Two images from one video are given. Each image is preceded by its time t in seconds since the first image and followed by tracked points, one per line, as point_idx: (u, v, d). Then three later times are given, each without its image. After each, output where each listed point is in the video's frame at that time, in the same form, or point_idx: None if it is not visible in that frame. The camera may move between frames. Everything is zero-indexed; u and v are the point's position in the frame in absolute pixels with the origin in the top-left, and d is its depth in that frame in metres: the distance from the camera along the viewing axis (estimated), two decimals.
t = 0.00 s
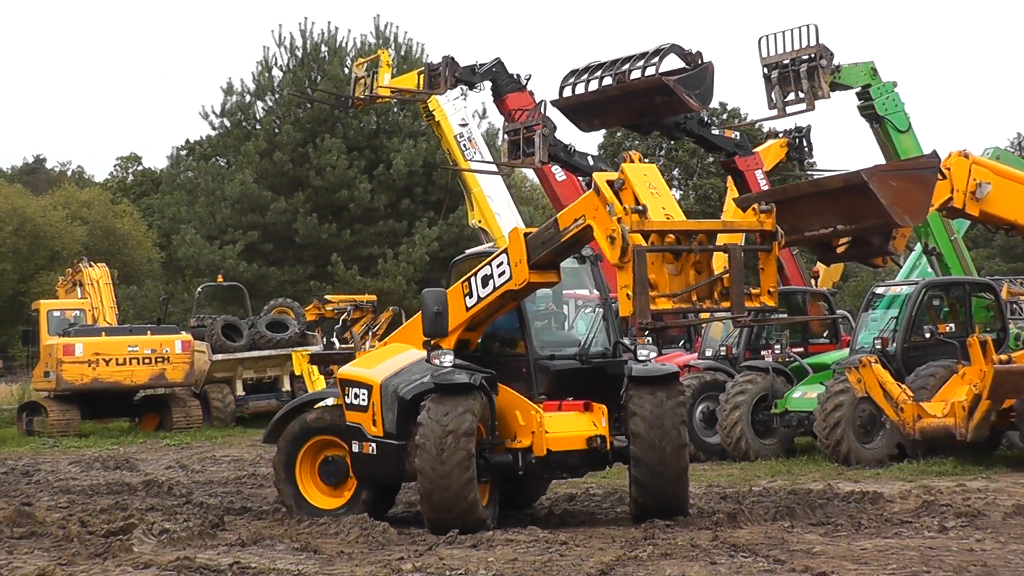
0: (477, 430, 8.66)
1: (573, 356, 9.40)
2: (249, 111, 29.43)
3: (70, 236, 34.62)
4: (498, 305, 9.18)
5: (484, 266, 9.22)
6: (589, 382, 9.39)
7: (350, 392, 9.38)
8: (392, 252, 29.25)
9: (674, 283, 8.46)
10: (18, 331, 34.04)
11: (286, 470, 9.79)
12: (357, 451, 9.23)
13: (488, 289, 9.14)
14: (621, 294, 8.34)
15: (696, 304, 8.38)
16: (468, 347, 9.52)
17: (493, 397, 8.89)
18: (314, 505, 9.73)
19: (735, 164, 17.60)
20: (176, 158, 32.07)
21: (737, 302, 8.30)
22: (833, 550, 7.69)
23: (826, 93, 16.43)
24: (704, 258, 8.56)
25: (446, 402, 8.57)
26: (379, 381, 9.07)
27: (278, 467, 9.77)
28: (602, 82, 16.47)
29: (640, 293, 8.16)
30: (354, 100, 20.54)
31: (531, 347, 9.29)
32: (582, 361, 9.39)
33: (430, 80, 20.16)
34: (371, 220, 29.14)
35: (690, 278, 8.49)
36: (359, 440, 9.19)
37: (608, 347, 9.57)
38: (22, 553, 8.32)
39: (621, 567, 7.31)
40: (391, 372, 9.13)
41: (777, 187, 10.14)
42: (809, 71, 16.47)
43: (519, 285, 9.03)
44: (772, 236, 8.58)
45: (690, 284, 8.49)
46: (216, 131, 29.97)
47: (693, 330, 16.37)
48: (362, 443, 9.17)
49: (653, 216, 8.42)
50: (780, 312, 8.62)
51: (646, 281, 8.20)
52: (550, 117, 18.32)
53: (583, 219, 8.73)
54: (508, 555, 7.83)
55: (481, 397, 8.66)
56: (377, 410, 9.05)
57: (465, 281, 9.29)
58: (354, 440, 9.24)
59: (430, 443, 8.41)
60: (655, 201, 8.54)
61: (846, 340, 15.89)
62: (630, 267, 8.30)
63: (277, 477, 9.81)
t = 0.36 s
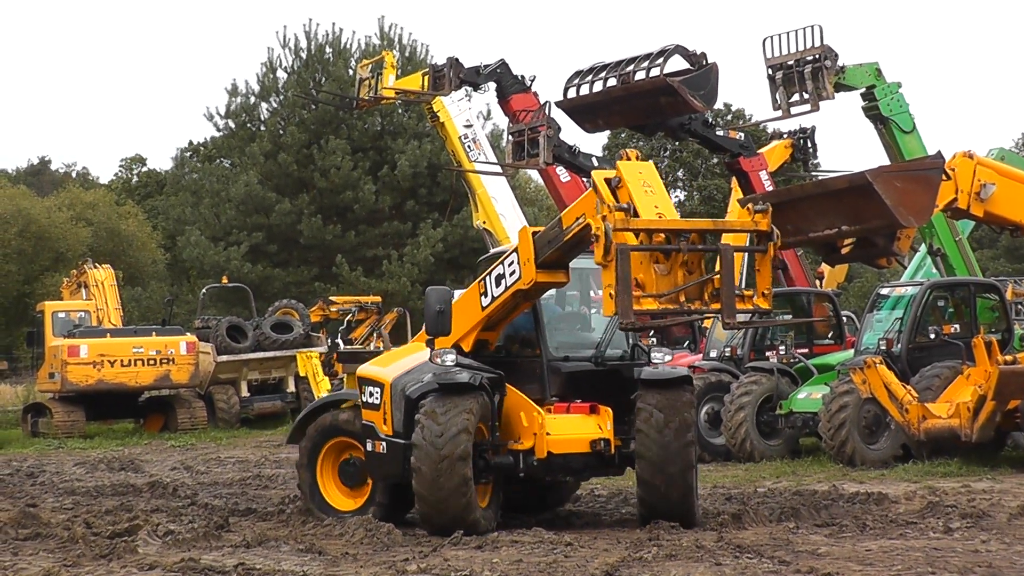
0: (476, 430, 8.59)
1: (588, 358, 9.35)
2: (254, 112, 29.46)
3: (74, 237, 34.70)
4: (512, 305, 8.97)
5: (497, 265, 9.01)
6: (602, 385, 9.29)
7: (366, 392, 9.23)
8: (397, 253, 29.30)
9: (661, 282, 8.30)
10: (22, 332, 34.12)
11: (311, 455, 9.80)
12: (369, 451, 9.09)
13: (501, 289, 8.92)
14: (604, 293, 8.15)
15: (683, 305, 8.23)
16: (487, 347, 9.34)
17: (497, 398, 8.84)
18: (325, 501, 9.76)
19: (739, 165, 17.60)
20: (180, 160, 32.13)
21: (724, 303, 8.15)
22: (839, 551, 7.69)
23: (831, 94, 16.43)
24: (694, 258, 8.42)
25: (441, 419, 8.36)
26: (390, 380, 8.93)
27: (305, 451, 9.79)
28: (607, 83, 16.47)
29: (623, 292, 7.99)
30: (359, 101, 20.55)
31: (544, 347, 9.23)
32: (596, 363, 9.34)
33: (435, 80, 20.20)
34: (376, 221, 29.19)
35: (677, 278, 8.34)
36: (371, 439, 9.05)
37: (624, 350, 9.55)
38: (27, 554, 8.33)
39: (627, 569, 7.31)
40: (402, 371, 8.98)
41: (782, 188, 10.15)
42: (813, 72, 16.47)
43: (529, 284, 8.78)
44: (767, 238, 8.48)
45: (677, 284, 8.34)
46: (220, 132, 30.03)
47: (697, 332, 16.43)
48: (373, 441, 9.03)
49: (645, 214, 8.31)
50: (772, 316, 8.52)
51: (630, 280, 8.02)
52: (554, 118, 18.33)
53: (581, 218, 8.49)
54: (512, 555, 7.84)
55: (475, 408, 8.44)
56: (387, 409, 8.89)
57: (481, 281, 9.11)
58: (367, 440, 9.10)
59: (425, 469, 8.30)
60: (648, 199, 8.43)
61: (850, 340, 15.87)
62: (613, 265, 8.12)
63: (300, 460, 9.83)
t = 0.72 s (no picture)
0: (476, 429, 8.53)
1: (601, 358, 9.29)
2: (258, 114, 29.47)
3: (78, 240, 34.76)
4: (524, 302, 8.93)
5: (507, 263, 8.98)
6: (613, 384, 9.24)
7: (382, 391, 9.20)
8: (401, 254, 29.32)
9: (644, 279, 8.31)
10: (28, 335, 34.18)
11: (338, 445, 9.76)
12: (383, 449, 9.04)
13: (511, 288, 8.88)
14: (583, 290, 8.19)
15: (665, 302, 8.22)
16: (504, 347, 9.33)
17: (503, 398, 8.80)
18: (341, 495, 9.73)
19: (744, 164, 17.60)
20: (185, 162, 32.18)
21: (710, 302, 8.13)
22: (845, 549, 7.69)
23: (834, 93, 16.41)
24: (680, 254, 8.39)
25: (440, 443, 8.24)
26: (400, 379, 8.88)
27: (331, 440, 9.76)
28: (610, 83, 16.46)
29: (599, 287, 8.01)
30: (363, 102, 20.57)
31: (557, 346, 9.17)
32: (610, 363, 9.28)
33: (439, 82, 20.29)
34: (380, 223, 29.20)
35: (661, 276, 8.33)
36: (384, 438, 9.01)
37: (641, 349, 9.52)
38: (35, 557, 8.35)
39: (634, 569, 7.31)
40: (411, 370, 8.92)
41: (787, 186, 10.15)
42: (817, 70, 16.46)
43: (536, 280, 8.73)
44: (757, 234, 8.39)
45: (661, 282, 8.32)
46: (224, 134, 30.06)
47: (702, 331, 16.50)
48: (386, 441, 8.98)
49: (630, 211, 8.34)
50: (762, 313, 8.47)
51: (607, 275, 8.04)
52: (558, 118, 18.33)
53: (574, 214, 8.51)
54: (519, 556, 7.85)
55: (472, 425, 8.32)
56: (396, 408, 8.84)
57: (494, 280, 9.08)
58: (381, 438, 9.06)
59: (428, 488, 8.26)
60: (634, 195, 8.45)
61: (855, 338, 15.87)
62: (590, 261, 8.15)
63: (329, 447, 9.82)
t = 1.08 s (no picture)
0: (475, 428, 8.53)
1: (608, 355, 9.27)
2: (261, 113, 29.47)
3: (82, 239, 34.80)
4: (529, 297, 8.89)
5: (511, 259, 8.94)
6: (617, 382, 9.24)
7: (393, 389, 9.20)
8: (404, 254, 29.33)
9: (626, 273, 8.39)
10: (32, 334, 34.21)
11: (358, 435, 9.67)
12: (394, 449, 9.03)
13: (515, 285, 8.85)
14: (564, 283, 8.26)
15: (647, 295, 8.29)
16: (516, 346, 9.33)
17: (504, 396, 8.84)
18: (353, 483, 9.72)
19: (747, 163, 17.58)
20: (189, 162, 32.21)
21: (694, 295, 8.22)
22: (849, 548, 7.68)
23: (838, 92, 16.41)
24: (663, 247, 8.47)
25: (435, 465, 8.19)
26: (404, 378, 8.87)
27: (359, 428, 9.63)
28: (614, 82, 16.46)
29: (578, 282, 8.08)
30: (366, 102, 20.59)
31: (563, 344, 9.17)
32: (616, 360, 9.26)
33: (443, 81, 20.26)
34: (384, 222, 29.22)
35: (643, 269, 8.41)
36: (393, 436, 9.01)
37: (648, 347, 9.49)
38: (39, 556, 8.36)
39: (637, 568, 7.30)
40: (415, 370, 8.90)
41: (790, 185, 10.11)
42: (821, 69, 16.46)
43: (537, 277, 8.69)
44: (740, 225, 8.46)
45: (643, 275, 8.41)
46: (228, 134, 30.08)
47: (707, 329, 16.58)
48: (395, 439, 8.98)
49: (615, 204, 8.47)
50: (745, 305, 8.56)
51: (585, 270, 8.11)
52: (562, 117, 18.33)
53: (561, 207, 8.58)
54: (523, 554, 7.85)
55: (466, 443, 8.26)
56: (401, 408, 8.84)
57: (500, 276, 9.05)
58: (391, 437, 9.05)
59: (424, 495, 8.24)
60: (619, 187, 8.60)
61: (859, 337, 15.85)
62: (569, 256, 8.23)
63: (349, 433, 9.73)
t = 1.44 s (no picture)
0: (469, 428, 8.50)
1: (610, 354, 9.26)
2: (263, 112, 29.45)
3: (83, 238, 34.80)
4: (532, 295, 8.90)
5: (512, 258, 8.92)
6: (617, 381, 9.23)
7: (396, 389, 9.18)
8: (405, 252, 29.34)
9: (610, 270, 8.51)
10: (33, 334, 34.21)
11: (372, 429, 9.55)
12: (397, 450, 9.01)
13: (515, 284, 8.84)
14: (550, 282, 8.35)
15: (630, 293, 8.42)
16: (522, 345, 9.34)
17: (503, 396, 8.90)
18: (362, 471, 9.63)
19: (748, 163, 17.56)
20: (190, 161, 32.21)
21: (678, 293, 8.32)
22: (849, 548, 7.68)
23: (840, 91, 16.40)
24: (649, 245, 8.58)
25: (428, 485, 8.13)
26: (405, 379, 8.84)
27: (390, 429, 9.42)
28: (615, 82, 16.45)
29: (558, 280, 8.23)
30: (368, 101, 20.60)
31: (565, 343, 9.18)
32: (619, 359, 9.25)
33: (444, 80, 20.26)
34: (385, 221, 29.23)
35: (627, 266, 8.53)
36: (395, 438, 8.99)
37: (652, 346, 9.44)
38: (41, 555, 8.37)
39: (638, 568, 7.30)
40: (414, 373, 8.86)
41: (791, 184, 10.10)
42: (823, 68, 16.45)
43: (536, 275, 8.62)
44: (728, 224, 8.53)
45: (627, 273, 8.53)
46: (230, 133, 30.07)
47: (708, 329, 16.61)
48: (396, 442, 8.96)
49: (600, 200, 8.61)
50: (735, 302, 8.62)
51: (567, 268, 8.25)
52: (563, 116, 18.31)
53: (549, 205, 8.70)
54: (524, 554, 7.85)
55: (458, 460, 8.15)
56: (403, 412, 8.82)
57: (502, 274, 9.03)
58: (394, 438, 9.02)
59: (420, 512, 8.21)
60: (606, 185, 8.73)
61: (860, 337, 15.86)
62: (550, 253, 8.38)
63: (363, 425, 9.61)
